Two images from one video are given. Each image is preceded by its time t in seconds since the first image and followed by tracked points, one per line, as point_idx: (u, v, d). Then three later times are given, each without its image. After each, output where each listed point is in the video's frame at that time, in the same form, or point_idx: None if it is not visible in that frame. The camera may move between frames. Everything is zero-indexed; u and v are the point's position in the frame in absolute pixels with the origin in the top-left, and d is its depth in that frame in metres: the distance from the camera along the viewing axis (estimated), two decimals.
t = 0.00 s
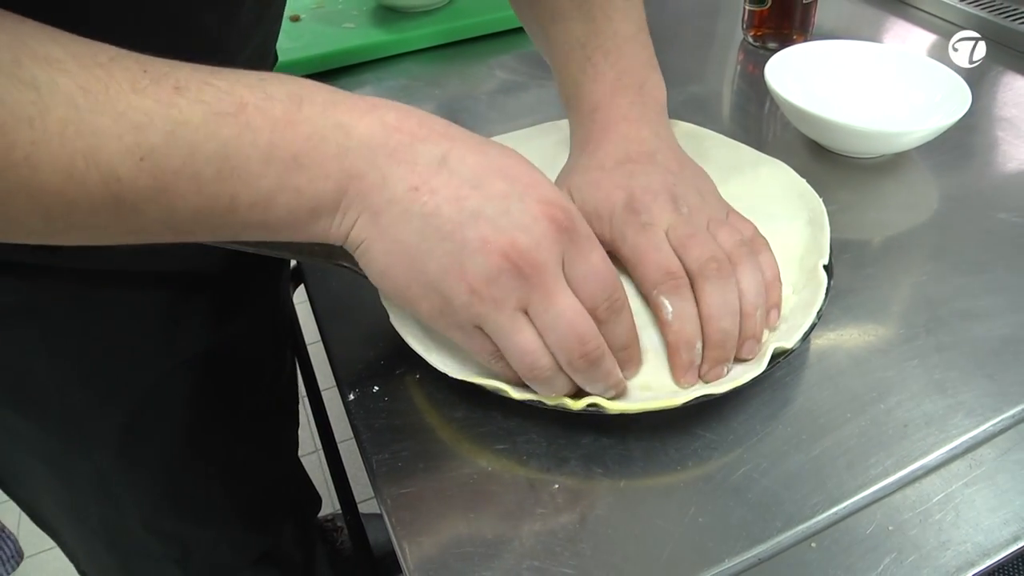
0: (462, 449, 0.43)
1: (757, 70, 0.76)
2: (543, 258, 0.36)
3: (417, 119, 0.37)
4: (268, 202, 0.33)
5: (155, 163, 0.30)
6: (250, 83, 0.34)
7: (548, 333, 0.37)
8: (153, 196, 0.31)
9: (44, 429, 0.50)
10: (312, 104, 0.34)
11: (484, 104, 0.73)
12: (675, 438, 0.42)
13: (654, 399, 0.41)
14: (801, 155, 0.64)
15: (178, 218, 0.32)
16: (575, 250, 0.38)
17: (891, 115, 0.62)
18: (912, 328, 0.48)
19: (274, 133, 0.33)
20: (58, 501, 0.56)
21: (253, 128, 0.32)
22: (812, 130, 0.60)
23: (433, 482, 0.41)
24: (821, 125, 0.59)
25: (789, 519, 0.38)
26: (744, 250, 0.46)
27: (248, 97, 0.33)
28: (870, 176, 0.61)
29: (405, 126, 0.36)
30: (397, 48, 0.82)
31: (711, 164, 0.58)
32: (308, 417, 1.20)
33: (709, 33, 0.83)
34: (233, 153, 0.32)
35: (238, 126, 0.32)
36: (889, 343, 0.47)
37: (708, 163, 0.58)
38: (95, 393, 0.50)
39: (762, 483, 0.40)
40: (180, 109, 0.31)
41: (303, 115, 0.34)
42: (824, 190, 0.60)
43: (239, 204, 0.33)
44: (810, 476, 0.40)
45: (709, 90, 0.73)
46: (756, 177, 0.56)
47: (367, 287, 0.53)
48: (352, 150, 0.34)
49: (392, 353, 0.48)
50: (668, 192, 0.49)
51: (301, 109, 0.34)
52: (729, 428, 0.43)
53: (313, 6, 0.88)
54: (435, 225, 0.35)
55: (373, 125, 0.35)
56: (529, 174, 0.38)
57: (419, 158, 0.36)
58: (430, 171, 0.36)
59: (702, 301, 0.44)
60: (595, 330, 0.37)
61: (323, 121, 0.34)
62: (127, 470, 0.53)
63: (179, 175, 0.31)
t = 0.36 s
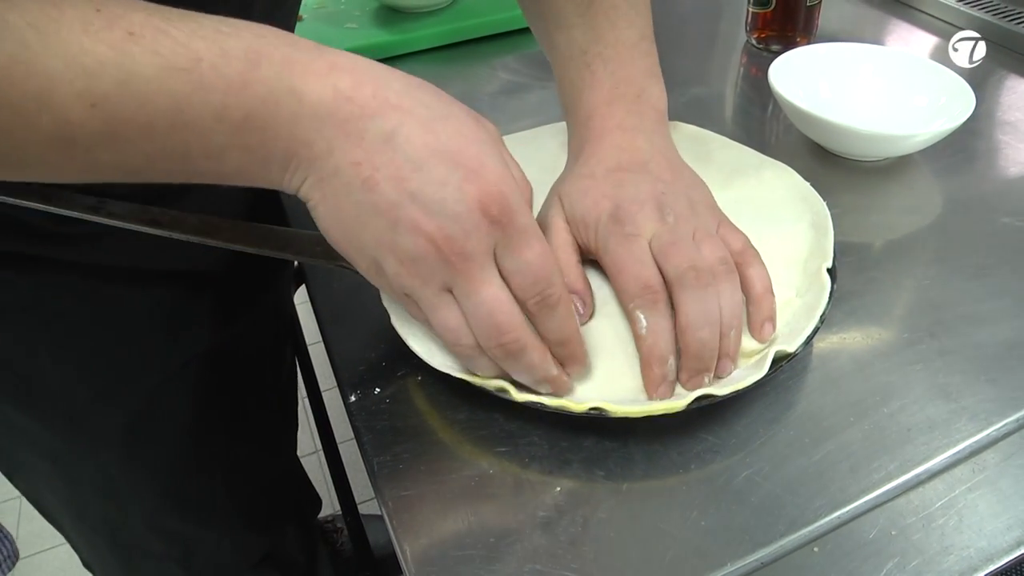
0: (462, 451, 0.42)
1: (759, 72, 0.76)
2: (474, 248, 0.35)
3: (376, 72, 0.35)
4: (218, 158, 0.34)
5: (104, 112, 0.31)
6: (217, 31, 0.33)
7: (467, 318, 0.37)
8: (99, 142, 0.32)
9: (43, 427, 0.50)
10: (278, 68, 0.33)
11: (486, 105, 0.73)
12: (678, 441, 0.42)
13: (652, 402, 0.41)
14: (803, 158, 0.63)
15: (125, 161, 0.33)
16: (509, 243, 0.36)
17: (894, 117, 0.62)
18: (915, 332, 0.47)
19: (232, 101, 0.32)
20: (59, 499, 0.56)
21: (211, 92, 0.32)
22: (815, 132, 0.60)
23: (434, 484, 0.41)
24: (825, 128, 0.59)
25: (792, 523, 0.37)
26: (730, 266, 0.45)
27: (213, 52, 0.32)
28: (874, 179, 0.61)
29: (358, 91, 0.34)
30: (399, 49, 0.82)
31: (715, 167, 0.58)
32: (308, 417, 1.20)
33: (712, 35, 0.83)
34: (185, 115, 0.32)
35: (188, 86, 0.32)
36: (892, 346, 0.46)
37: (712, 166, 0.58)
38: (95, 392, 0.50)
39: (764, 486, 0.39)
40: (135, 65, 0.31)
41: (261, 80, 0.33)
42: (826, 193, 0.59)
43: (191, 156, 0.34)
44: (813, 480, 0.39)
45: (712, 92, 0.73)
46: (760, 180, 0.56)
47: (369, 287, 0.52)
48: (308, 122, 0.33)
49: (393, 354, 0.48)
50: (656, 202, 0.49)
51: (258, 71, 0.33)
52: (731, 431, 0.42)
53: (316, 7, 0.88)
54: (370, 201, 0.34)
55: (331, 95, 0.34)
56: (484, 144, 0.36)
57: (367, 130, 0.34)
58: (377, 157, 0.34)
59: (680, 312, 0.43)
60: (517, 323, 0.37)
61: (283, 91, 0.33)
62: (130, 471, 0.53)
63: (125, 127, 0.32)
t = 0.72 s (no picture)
0: (463, 451, 0.42)
1: (760, 71, 0.76)
2: (416, 215, 0.34)
3: (336, 28, 0.33)
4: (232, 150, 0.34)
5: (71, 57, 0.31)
6: None
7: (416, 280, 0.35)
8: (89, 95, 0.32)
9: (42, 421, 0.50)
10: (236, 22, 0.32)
11: (486, 104, 0.73)
12: (677, 441, 0.42)
13: (652, 401, 0.41)
14: (804, 157, 0.63)
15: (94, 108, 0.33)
16: (448, 214, 0.34)
17: (895, 117, 0.62)
18: (915, 331, 0.47)
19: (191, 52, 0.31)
20: (57, 494, 0.55)
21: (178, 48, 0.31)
22: (815, 132, 0.60)
23: (433, 483, 0.41)
24: (824, 127, 0.59)
25: (792, 523, 0.38)
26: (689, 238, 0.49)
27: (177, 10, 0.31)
28: (874, 179, 0.61)
29: (314, 51, 0.32)
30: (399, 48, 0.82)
31: (716, 167, 0.58)
32: (308, 416, 1.20)
33: (712, 34, 0.83)
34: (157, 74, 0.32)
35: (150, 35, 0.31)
36: (893, 346, 0.46)
37: (713, 166, 0.58)
38: (93, 385, 0.49)
39: (764, 486, 0.39)
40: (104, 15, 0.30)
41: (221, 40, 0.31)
42: (826, 192, 0.59)
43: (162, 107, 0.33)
44: (813, 480, 0.39)
45: (712, 91, 0.73)
46: (760, 180, 0.56)
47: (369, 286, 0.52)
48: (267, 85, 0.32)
49: (392, 353, 0.48)
50: (610, 184, 0.51)
51: (215, 25, 0.31)
52: (731, 431, 0.42)
53: (316, 6, 0.88)
54: (316, 158, 0.33)
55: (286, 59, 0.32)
56: (436, 105, 0.33)
57: (317, 92, 0.32)
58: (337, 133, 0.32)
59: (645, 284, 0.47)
60: (451, 291, 0.36)
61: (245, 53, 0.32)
62: (129, 466, 0.53)
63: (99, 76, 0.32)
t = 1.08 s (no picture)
0: (462, 452, 0.42)
1: (759, 73, 0.76)
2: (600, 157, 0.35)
3: (344, 37, 0.33)
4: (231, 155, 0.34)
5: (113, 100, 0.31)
6: None
7: (579, 252, 0.35)
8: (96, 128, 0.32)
9: (46, 419, 0.49)
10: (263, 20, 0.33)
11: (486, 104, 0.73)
12: (675, 443, 0.42)
13: (652, 403, 0.40)
14: (803, 159, 0.63)
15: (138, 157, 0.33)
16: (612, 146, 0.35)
17: (895, 120, 0.62)
18: (914, 335, 0.47)
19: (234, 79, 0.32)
20: (59, 493, 0.54)
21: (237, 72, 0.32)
22: (815, 135, 0.60)
23: (431, 485, 0.41)
24: (823, 130, 0.59)
25: (789, 526, 0.37)
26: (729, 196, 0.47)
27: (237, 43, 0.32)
28: (872, 181, 0.61)
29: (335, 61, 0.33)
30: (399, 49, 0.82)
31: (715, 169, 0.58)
32: (306, 416, 1.20)
33: (712, 36, 0.83)
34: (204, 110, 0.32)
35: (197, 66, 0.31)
36: (891, 349, 0.46)
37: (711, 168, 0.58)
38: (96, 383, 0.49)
39: (761, 489, 0.39)
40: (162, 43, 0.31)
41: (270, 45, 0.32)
42: (825, 194, 0.59)
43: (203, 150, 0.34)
44: (810, 483, 0.39)
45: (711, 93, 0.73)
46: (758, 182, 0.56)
47: (368, 286, 0.52)
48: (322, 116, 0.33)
49: (390, 355, 0.48)
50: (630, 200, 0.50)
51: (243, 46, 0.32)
52: (728, 433, 0.42)
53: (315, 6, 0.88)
54: (469, 131, 0.34)
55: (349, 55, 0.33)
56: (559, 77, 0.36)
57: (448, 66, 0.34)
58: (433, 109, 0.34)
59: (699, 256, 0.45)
60: (626, 240, 0.35)
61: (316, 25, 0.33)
62: (136, 465, 0.52)
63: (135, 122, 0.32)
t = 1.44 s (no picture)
0: (462, 455, 0.43)
1: (757, 77, 0.76)
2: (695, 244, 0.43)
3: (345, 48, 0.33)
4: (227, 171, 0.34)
5: (164, 314, 0.27)
6: (310, 145, 0.30)
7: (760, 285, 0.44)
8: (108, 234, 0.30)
9: (71, 450, 0.47)
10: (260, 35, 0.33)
11: (485, 108, 0.73)
12: (674, 446, 0.42)
13: (650, 405, 0.41)
14: (801, 164, 0.64)
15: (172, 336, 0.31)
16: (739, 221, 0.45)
17: (893, 124, 0.63)
18: (912, 338, 0.48)
19: (307, 292, 0.29)
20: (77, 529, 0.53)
21: (312, 285, 0.29)
22: (813, 139, 0.60)
23: (432, 489, 0.41)
24: (821, 134, 0.59)
25: (788, 529, 0.38)
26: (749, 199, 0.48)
27: (320, 244, 0.28)
28: (870, 185, 0.61)
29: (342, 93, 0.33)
30: (398, 52, 0.82)
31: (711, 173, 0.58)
32: (306, 420, 1.20)
33: (710, 40, 0.84)
34: (266, 312, 0.29)
35: (273, 279, 0.28)
36: (890, 352, 0.47)
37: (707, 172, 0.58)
38: (113, 403, 0.48)
39: (760, 493, 0.40)
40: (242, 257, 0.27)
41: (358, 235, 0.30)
42: (824, 197, 0.60)
43: (243, 346, 0.31)
44: (809, 486, 0.40)
45: (710, 97, 0.73)
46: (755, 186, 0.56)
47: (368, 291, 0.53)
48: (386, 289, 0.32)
49: (390, 359, 0.48)
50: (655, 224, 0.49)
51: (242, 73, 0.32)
52: (727, 436, 0.43)
53: (315, 10, 0.88)
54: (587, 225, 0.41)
55: (426, 249, 0.32)
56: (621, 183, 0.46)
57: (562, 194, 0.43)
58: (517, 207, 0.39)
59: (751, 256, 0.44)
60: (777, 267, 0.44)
61: (395, 200, 0.32)
62: (149, 476, 0.52)
63: (181, 320, 0.28)
